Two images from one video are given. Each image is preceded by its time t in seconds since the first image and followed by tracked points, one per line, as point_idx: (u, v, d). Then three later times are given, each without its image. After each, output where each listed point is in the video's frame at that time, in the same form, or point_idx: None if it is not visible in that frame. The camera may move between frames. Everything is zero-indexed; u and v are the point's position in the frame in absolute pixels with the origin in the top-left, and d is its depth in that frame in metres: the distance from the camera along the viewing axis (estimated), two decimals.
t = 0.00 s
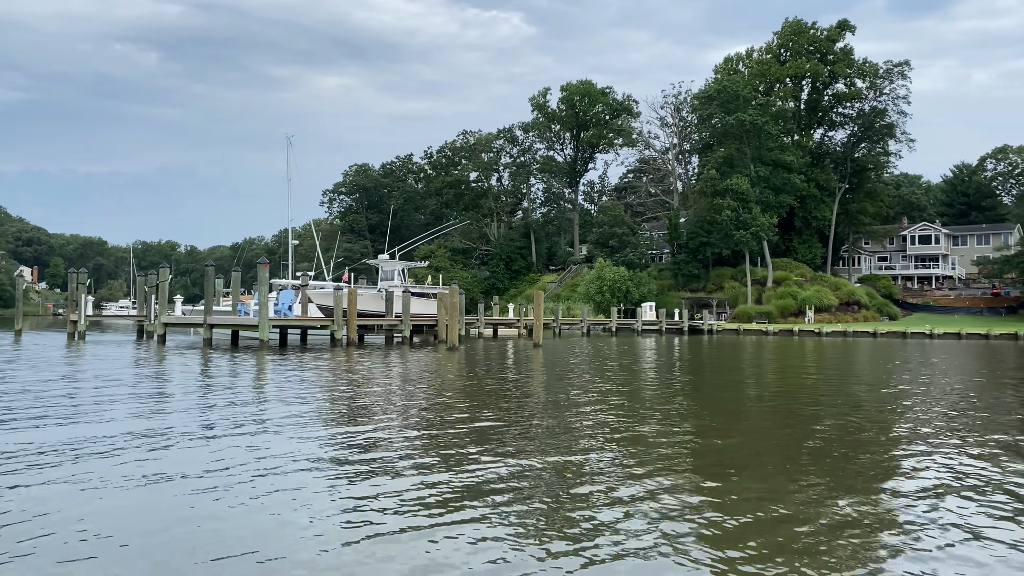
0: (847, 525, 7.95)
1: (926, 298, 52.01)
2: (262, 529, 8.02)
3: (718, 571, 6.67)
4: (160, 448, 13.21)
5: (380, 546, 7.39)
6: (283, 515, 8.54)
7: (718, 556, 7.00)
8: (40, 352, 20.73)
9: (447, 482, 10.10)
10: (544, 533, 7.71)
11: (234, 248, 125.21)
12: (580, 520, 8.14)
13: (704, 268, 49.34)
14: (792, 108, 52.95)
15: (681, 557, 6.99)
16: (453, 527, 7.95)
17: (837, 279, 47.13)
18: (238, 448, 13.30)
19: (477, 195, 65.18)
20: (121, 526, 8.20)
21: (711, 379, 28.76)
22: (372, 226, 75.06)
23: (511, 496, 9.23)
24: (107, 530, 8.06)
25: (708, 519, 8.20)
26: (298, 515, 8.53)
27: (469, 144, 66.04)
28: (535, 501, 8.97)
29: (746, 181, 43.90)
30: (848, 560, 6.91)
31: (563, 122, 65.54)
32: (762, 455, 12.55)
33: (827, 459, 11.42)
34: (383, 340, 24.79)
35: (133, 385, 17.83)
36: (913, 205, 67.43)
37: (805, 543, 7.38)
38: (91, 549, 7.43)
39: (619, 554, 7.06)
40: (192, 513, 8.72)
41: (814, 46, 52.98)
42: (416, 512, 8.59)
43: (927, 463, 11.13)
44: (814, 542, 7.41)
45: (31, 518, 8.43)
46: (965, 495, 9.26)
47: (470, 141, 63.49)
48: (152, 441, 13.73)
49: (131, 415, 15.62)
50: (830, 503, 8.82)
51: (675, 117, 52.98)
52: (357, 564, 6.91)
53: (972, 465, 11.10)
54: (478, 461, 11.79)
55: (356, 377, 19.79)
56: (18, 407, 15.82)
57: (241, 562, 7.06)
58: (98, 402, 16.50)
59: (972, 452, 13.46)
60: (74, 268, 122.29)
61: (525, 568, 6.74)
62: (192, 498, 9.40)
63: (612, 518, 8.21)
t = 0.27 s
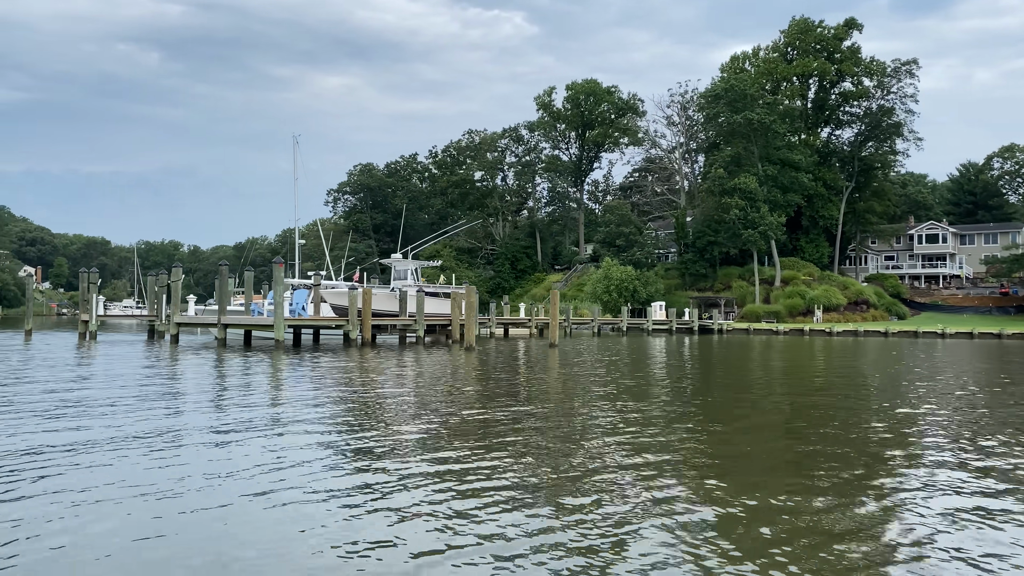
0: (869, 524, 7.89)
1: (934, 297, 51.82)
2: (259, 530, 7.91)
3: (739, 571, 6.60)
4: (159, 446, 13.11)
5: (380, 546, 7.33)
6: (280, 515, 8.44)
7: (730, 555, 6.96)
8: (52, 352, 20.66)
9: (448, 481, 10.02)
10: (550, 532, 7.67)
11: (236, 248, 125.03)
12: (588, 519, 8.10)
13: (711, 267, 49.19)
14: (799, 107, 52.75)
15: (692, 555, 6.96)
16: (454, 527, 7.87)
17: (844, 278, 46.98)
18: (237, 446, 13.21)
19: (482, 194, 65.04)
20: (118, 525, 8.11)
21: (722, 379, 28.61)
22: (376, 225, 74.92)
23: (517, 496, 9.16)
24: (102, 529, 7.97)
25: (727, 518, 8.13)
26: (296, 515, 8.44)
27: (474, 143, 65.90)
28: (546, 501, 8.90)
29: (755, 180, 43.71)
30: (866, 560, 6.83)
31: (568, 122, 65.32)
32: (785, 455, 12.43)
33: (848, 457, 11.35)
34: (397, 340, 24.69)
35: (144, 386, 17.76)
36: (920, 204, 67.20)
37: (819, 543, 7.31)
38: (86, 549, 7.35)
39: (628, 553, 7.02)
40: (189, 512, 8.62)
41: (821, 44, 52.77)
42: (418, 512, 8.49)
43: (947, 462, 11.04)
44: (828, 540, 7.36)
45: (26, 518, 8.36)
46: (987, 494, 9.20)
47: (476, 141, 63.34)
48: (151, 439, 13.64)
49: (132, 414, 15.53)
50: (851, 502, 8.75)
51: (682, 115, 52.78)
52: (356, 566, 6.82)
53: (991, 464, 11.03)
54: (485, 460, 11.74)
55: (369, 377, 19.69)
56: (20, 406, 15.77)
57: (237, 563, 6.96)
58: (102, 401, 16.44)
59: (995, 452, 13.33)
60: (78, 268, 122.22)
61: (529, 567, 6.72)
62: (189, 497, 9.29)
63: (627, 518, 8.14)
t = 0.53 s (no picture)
0: (898, 524, 7.75)
1: (942, 297, 51.63)
2: (263, 532, 7.74)
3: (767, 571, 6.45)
4: (164, 447, 12.95)
5: (390, 549, 7.16)
6: (285, 517, 8.25)
7: (745, 554, 6.84)
8: (63, 352, 20.52)
9: (463, 481, 9.89)
10: (562, 532, 7.54)
11: (238, 248, 124.82)
12: (602, 519, 7.97)
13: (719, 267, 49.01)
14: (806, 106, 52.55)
15: (710, 555, 6.82)
16: (473, 527, 7.75)
17: (852, 278, 46.82)
18: (242, 447, 13.05)
19: (488, 194, 64.87)
20: (119, 527, 7.94)
21: (734, 379, 28.45)
22: (381, 225, 74.76)
23: (529, 495, 9.02)
24: (104, 531, 7.80)
25: (750, 518, 8.00)
26: (302, 516, 8.26)
27: (479, 142, 65.76)
28: (564, 500, 8.77)
29: (763, 180, 43.52)
30: (893, 560, 6.70)
31: (573, 121, 65.12)
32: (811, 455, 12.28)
33: (872, 457, 11.20)
34: (411, 341, 24.53)
35: (154, 386, 17.63)
36: (926, 203, 66.99)
37: (840, 542, 7.17)
38: (87, 552, 7.18)
39: (641, 553, 6.89)
40: (193, 514, 8.44)
41: (828, 43, 52.59)
42: (427, 513, 8.33)
43: (972, 462, 10.90)
44: (847, 539, 7.23)
45: (34, 519, 8.21)
46: (1015, 494, 9.04)
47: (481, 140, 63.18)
48: (155, 440, 13.49)
49: (137, 415, 15.38)
50: (882, 501, 8.63)
51: (689, 115, 52.57)
52: (365, 569, 6.67)
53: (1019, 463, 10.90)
54: (507, 459, 11.60)
55: (384, 377, 19.58)
56: (25, 407, 15.63)
57: (241, 567, 6.79)
58: (108, 402, 16.31)
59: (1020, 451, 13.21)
60: (81, 268, 121.94)
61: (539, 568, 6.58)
62: (194, 499, 9.12)
63: (648, 518, 8.01)
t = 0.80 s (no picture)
0: (913, 523, 7.68)
1: (950, 296, 51.46)
2: (269, 531, 7.66)
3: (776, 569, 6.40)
4: (170, 445, 12.90)
5: (396, 548, 7.11)
6: (291, 516, 8.18)
7: (746, 553, 6.82)
8: (75, 352, 20.47)
9: (482, 480, 9.81)
10: (567, 530, 7.51)
11: (242, 248, 124.70)
12: (606, 517, 7.95)
13: (726, 267, 48.89)
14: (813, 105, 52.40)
15: (713, 554, 6.80)
16: (495, 526, 7.69)
17: (860, 277, 46.66)
18: (249, 446, 12.99)
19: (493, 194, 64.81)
20: (125, 525, 7.87)
21: (744, 379, 28.33)
22: (386, 225, 74.63)
23: (536, 494, 8.97)
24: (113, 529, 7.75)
25: (760, 516, 7.95)
26: (308, 515, 8.19)
27: (484, 142, 65.64)
28: (574, 499, 8.72)
29: (771, 179, 43.37)
30: (903, 559, 6.65)
31: (579, 120, 64.96)
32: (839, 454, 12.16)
33: (893, 456, 11.11)
34: (424, 341, 24.40)
35: (166, 386, 17.59)
36: (933, 203, 66.89)
37: (846, 540, 7.14)
38: (92, 550, 7.12)
39: (642, 551, 6.88)
40: (199, 512, 8.39)
41: (836, 42, 52.45)
42: (434, 512, 8.26)
43: (990, 461, 10.80)
44: (852, 537, 7.20)
45: (48, 517, 8.14)
46: None
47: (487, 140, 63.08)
48: (161, 438, 13.44)
49: (147, 414, 15.33)
50: (911, 500, 8.56)
51: (695, 114, 52.45)
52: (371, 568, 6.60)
53: None
54: (527, 458, 11.48)
55: (397, 377, 19.46)
56: (33, 405, 15.61)
57: (246, 565, 6.71)
58: (115, 400, 16.26)
59: None
60: (85, 268, 122.01)
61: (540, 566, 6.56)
62: (200, 497, 9.06)
63: (658, 516, 7.96)
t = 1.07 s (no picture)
0: (942, 525, 7.58)
1: (959, 296, 51.25)
2: (280, 531, 7.53)
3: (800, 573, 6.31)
4: (176, 446, 12.78)
5: (412, 548, 7.00)
6: (303, 516, 8.05)
7: (761, 554, 6.76)
8: (87, 353, 20.38)
9: (505, 479, 9.70)
10: (597, 530, 7.43)
11: (245, 248, 124.48)
12: (620, 516, 7.88)
13: (734, 266, 48.71)
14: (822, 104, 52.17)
15: (729, 555, 6.72)
16: (522, 527, 7.59)
17: (869, 276, 46.46)
18: (263, 446, 12.88)
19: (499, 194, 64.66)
20: (133, 526, 7.76)
21: (756, 379, 28.17)
22: (391, 225, 74.46)
23: (556, 493, 8.86)
24: (133, 529, 7.65)
25: (787, 517, 7.85)
26: (330, 514, 8.08)
27: (490, 141, 65.49)
28: (591, 498, 8.62)
29: (780, 178, 43.16)
30: (935, 562, 6.55)
31: (585, 120, 64.75)
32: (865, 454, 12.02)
33: (920, 457, 10.98)
34: (438, 342, 24.28)
35: (177, 386, 17.47)
36: (941, 202, 66.63)
37: (865, 543, 7.07)
38: (100, 552, 7.00)
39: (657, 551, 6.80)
40: (207, 512, 8.26)
41: (844, 41, 52.21)
42: (446, 511, 8.15)
43: (1016, 461, 10.67)
44: (870, 540, 7.12)
45: (66, 518, 8.04)
46: None
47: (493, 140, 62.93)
48: (174, 438, 13.34)
49: (159, 414, 15.24)
50: (944, 501, 8.45)
51: (703, 113, 52.23)
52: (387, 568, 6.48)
53: None
54: (551, 458, 11.33)
55: (412, 377, 19.34)
56: (38, 406, 15.49)
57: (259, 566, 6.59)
58: (122, 401, 16.15)
59: None
60: (90, 268, 121.86)
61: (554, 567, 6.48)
62: (208, 497, 8.94)
63: (678, 517, 7.87)
